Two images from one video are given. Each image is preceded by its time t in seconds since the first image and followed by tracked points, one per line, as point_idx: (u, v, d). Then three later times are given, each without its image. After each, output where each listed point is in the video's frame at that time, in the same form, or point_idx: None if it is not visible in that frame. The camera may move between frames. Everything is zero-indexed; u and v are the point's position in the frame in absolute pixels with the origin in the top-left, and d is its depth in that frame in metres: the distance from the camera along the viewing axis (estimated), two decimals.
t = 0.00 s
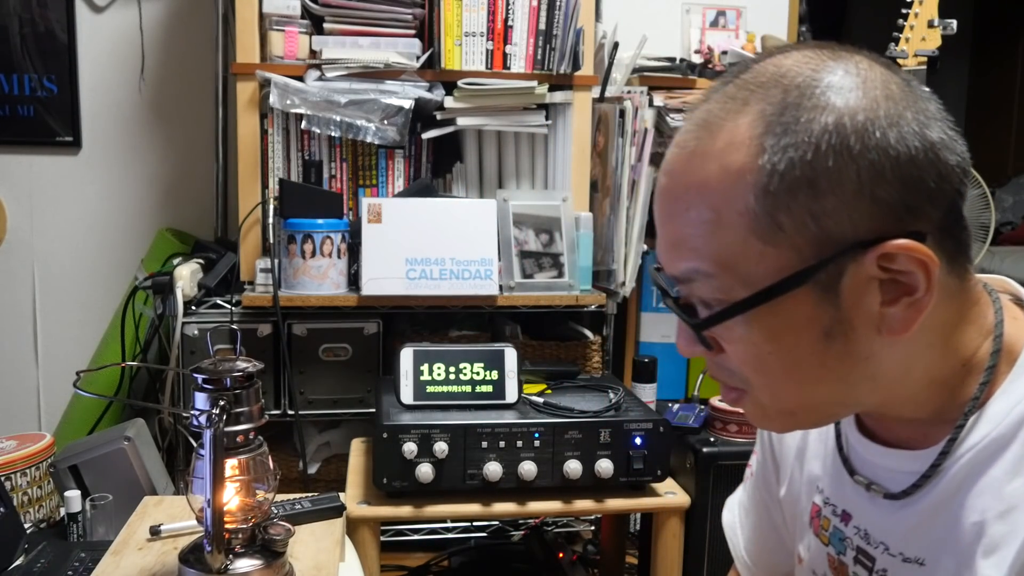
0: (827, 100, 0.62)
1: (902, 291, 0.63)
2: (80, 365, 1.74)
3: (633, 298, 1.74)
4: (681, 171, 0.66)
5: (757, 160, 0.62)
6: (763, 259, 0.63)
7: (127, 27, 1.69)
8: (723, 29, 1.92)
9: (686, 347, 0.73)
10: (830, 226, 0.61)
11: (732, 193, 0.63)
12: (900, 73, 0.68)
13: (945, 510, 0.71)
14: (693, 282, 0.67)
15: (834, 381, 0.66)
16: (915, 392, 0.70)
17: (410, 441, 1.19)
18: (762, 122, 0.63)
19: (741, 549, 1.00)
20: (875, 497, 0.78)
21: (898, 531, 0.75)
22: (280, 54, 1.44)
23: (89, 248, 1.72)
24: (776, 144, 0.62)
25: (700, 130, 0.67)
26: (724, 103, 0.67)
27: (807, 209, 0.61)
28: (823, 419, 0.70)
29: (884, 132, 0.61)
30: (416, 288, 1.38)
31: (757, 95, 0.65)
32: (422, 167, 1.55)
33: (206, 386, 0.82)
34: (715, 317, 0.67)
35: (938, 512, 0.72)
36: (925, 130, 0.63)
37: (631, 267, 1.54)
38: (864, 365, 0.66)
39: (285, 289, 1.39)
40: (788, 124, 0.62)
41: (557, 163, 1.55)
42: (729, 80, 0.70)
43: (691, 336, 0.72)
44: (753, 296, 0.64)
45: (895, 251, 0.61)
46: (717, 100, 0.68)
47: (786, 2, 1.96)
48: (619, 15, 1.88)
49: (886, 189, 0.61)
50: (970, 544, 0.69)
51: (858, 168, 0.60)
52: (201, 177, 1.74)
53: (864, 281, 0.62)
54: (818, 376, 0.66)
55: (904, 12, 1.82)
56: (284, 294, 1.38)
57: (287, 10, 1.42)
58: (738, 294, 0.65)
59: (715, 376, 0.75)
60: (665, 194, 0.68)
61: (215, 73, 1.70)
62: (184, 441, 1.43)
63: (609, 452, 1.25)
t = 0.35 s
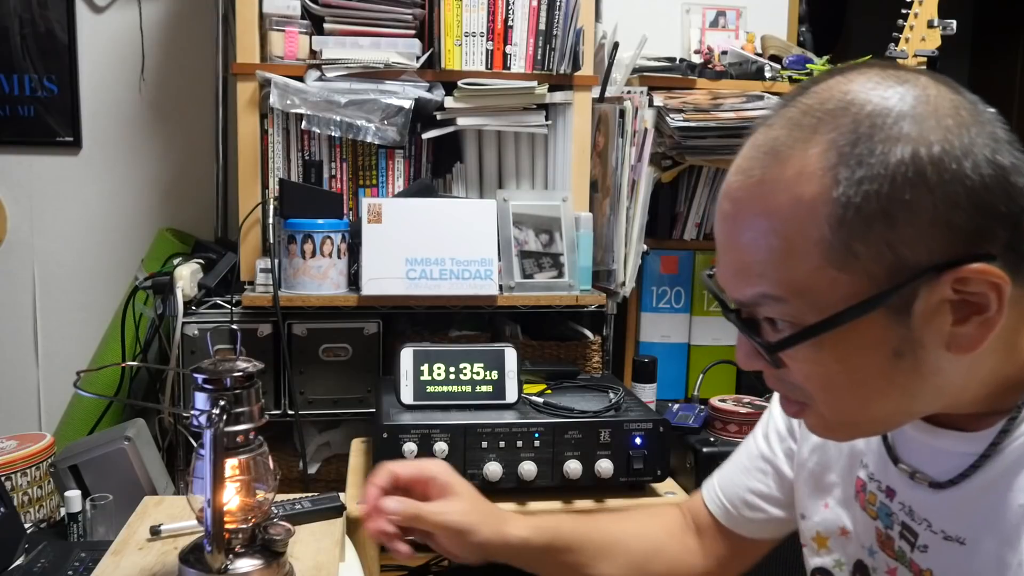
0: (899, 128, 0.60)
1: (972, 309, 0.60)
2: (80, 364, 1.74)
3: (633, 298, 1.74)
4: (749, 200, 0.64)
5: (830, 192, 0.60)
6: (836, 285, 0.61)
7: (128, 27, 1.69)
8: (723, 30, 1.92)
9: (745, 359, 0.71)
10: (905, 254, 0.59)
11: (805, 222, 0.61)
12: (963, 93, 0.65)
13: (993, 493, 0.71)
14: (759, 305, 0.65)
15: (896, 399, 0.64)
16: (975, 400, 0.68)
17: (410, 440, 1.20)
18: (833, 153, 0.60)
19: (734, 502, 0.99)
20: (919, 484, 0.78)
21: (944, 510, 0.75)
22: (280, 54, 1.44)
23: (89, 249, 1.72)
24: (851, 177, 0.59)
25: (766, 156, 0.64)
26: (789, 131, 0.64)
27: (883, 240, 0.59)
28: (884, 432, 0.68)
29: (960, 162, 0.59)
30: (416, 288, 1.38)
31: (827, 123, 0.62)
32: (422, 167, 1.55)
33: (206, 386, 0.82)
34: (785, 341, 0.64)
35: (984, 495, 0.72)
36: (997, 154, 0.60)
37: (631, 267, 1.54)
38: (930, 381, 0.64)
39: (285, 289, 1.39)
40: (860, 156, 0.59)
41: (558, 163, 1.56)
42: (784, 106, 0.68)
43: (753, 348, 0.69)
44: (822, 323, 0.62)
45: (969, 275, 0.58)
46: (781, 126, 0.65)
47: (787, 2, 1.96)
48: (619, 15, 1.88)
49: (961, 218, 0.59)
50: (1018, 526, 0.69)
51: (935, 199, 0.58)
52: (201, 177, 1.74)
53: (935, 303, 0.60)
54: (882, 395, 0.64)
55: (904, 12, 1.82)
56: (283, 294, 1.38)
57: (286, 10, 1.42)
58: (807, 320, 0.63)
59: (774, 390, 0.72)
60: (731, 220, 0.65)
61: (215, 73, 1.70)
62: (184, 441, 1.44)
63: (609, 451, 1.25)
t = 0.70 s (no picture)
0: (959, 140, 0.58)
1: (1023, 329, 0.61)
2: (80, 365, 1.74)
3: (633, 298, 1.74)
4: (792, 213, 0.62)
5: (881, 207, 0.58)
6: (884, 305, 0.60)
7: (128, 28, 1.69)
8: (722, 30, 1.92)
9: (778, 374, 0.71)
10: (959, 274, 0.58)
11: (852, 239, 0.59)
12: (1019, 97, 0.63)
13: None
14: (799, 322, 0.64)
15: (941, 417, 0.64)
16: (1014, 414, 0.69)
17: (410, 440, 1.20)
18: (885, 167, 0.59)
19: (722, 468, 1.00)
20: (949, 496, 0.78)
21: (973, 523, 0.76)
22: (280, 54, 1.44)
23: (90, 249, 1.72)
24: (904, 192, 0.58)
25: (812, 166, 0.62)
26: (837, 139, 0.62)
27: (936, 259, 0.58)
28: (923, 447, 0.67)
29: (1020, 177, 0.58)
30: (417, 288, 1.38)
31: (880, 133, 0.60)
32: (422, 167, 1.55)
33: (206, 385, 0.82)
34: (829, 361, 0.64)
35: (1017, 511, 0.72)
36: None
37: (630, 268, 1.54)
38: (976, 401, 0.64)
39: (285, 289, 1.39)
40: (914, 171, 0.58)
41: (558, 162, 1.56)
42: (832, 104, 0.66)
43: (786, 364, 0.69)
44: (869, 344, 0.61)
45: None
46: (827, 134, 0.63)
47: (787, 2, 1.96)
48: (619, 15, 1.88)
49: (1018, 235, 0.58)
50: None
51: (994, 217, 0.57)
52: (201, 177, 1.74)
53: (988, 322, 0.60)
54: (926, 413, 0.64)
55: (904, 12, 1.82)
56: (284, 294, 1.38)
57: (286, 10, 1.42)
58: (851, 339, 0.62)
59: (805, 405, 0.72)
60: (772, 233, 0.64)
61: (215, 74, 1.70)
62: (184, 441, 1.44)
63: (609, 451, 1.25)
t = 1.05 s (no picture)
0: (983, 161, 0.57)
1: None
2: (80, 364, 1.74)
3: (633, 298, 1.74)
4: (804, 234, 0.61)
5: (899, 232, 0.57)
6: (899, 332, 0.59)
7: (128, 28, 1.69)
8: (723, 30, 1.92)
9: (787, 394, 0.71)
10: (977, 301, 0.58)
11: (867, 264, 0.58)
12: None
13: None
14: (809, 345, 0.63)
15: (951, 436, 0.64)
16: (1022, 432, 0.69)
17: (410, 440, 1.20)
18: (903, 190, 0.57)
19: (722, 464, 1.00)
20: (958, 506, 0.77)
21: (981, 533, 0.75)
22: (280, 54, 1.44)
23: (90, 249, 1.72)
24: (923, 218, 0.56)
25: (826, 185, 0.60)
26: (853, 157, 0.60)
27: (955, 285, 0.57)
28: (930, 463, 0.68)
29: None
30: (416, 288, 1.38)
31: (898, 150, 0.58)
32: (422, 167, 1.55)
33: (206, 385, 0.82)
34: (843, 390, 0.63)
35: None
36: None
37: (631, 268, 1.54)
38: (987, 422, 0.64)
39: (285, 289, 1.39)
40: (934, 195, 0.56)
41: (558, 162, 1.56)
42: (845, 116, 0.65)
43: (794, 384, 0.69)
44: (883, 372, 0.61)
45: None
46: (841, 150, 0.61)
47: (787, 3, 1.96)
48: (619, 15, 1.88)
49: None
50: None
51: (1015, 244, 0.56)
52: (201, 177, 1.74)
53: (1004, 347, 0.60)
54: (936, 434, 0.64)
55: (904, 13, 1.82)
56: (284, 294, 1.38)
57: (286, 10, 1.42)
58: (863, 364, 0.62)
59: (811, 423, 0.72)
60: (783, 253, 0.63)
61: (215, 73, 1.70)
62: (184, 441, 1.44)
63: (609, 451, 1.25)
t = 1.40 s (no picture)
0: (985, 164, 0.57)
1: None
2: (80, 364, 1.74)
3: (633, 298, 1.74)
4: (805, 234, 0.61)
5: (900, 235, 0.57)
6: (898, 335, 0.59)
7: (128, 28, 1.69)
8: (723, 30, 1.92)
9: (787, 395, 0.71)
10: (977, 304, 0.58)
11: (866, 266, 0.58)
12: None
13: None
14: (808, 347, 0.63)
15: (948, 437, 0.64)
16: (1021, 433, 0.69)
17: (410, 440, 1.20)
18: (904, 193, 0.57)
19: (722, 463, 1.01)
20: (958, 507, 0.77)
21: (981, 533, 0.75)
22: (280, 54, 1.44)
23: (90, 249, 1.73)
24: (924, 221, 0.56)
25: (827, 187, 0.60)
26: (854, 160, 0.60)
27: (955, 289, 0.57)
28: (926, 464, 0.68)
29: None
30: (416, 288, 1.38)
31: (900, 153, 0.58)
32: (422, 167, 1.55)
33: (206, 385, 0.82)
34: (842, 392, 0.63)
35: None
36: None
37: (630, 268, 1.54)
38: (984, 423, 0.64)
39: (285, 289, 1.39)
40: (935, 199, 0.56)
41: (558, 162, 1.55)
42: (845, 118, 0.65)
43: (794, 386, 0.69)
44: (882, 374, 0.61)
45: None
46: (842, 152, 0.61)
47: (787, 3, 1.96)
48: (619, 15, 1.88)
49: None
50: None
51: (1016, 248, 0.56)
52: (201, 177, 1.74)
53: (1003, 350, 0.60)
54: (934, 435, 0.64)
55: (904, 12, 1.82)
56: (283, 294, 1.38)
57: (286, 11, 1.42)
58: (861, 365, 0.62)
59: (809, 424, 0.72)
60: (784, 253, 0.63)
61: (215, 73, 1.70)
62: (184, 441, 1.44)
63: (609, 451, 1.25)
